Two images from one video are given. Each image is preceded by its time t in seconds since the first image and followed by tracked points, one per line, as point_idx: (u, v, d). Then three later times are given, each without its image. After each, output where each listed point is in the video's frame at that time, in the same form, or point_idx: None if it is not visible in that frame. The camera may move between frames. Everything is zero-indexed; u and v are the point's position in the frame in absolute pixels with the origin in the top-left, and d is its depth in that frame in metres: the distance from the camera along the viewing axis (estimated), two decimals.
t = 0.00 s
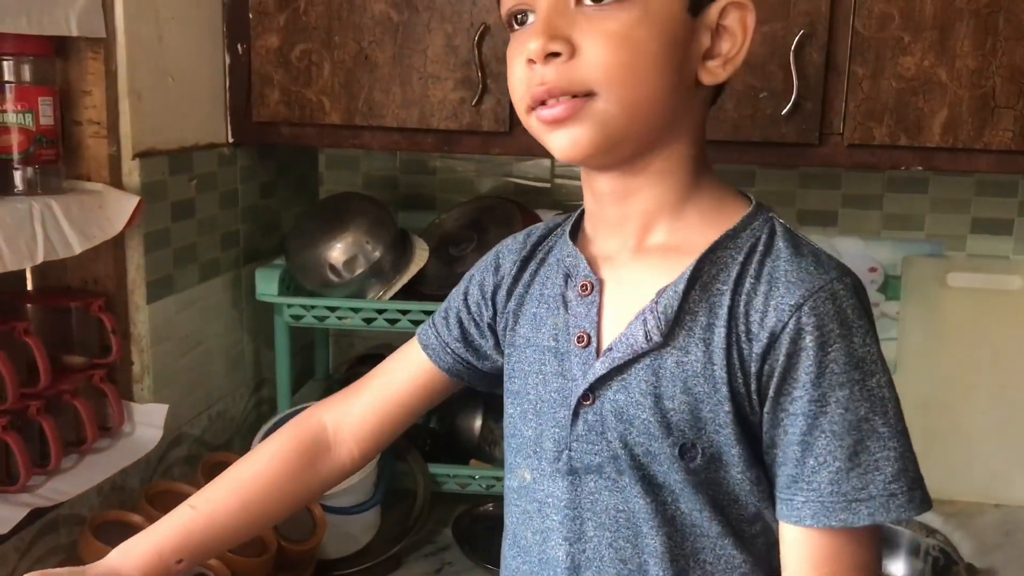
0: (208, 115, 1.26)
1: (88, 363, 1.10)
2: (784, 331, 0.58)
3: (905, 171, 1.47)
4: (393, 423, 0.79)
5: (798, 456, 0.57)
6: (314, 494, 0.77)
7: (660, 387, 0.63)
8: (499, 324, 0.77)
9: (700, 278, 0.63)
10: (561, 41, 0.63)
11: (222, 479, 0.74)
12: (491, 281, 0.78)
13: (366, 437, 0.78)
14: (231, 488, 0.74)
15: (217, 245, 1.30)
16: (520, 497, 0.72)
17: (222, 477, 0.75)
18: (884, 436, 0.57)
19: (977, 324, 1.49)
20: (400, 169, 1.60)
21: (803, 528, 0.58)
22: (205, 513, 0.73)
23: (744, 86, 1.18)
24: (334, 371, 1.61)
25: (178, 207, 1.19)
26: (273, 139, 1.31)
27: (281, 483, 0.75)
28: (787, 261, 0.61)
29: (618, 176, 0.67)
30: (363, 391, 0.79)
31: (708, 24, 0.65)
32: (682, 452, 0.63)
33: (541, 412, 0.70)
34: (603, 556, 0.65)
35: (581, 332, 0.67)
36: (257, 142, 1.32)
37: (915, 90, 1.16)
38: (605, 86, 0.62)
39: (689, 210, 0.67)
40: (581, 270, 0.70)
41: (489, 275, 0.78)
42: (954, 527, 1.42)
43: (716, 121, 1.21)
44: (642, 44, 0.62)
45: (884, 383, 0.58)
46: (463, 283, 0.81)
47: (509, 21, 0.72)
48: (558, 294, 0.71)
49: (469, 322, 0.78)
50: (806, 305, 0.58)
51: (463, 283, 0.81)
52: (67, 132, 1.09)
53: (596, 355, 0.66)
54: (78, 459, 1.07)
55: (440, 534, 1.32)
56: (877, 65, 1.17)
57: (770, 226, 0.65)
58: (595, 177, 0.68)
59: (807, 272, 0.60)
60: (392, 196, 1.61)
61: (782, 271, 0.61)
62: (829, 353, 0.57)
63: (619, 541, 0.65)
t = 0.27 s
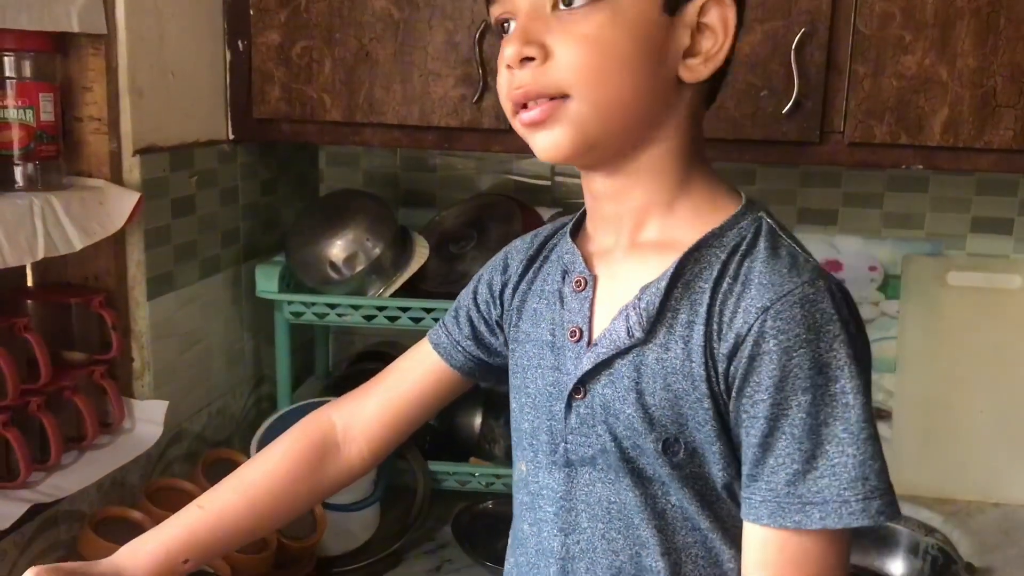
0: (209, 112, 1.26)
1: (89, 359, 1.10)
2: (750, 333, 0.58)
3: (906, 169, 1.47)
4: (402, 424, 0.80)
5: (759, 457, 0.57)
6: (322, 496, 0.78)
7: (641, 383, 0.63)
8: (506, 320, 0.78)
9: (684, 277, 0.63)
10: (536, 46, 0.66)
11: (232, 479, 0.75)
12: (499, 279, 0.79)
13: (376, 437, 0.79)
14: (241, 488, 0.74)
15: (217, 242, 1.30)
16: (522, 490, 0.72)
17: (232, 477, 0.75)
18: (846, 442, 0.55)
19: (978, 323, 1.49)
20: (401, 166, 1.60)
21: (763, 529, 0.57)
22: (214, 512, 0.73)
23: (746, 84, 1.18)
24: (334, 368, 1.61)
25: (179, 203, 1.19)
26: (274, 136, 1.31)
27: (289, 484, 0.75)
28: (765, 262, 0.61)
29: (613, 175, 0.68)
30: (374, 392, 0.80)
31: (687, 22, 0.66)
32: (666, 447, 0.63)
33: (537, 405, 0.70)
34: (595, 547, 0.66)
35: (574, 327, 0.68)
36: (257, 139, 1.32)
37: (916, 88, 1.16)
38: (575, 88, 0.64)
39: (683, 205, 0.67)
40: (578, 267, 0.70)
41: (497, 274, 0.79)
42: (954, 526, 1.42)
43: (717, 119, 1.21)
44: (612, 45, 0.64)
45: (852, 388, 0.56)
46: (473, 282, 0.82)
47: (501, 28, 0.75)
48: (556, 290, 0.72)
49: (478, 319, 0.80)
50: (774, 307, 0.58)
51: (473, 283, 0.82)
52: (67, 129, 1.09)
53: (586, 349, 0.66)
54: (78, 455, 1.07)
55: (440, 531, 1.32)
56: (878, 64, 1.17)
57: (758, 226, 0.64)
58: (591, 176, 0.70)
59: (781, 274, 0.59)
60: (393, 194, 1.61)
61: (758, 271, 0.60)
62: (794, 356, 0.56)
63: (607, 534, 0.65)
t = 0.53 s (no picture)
0: (210, 105, 1.26)
1: (89, 352, 1.10)
2: (740, 326, 0.58)
3: (908, 166, 1.47)
4: (406, 418, 0.79)
5: (756, 451, 0.56)
6: (325, 491, 0.78)
7: (635, 377, 0.63)
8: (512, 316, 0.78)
9: (677, 270, 0.63)
10: (507, 43, 0.68)
11: (234, 473, 0.75)
12: (505, 274, 0.79)
13: (380, 431, 0.79)
14: (243, 482, 0.74)
15: (218, 235, 1.30)
16: (527, 484, 0.72)
17: (235, 471, 0.75)
18: (839, 435, 0.54)
19: (980, 320, 1.49)
20: (402, 160, 1.59)
21: (762, 524, 0.56)
22: (217, 506, 0.73)
23: (749, 79, 1.18)
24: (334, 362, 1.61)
25: (180, 196, 1.19)
26: (275, 129, 1.30)
27: (291, 478, 0.75)
28: (756, 255, 0.60)
29: (604, 166, 0.69)
30: (378, 387, 0.80)
31: (659, 10, 0.66)
32: (662, 441, 0.62)
33: (538, 399, 0.70)
34: (597, 540, 0.66)
35: (572, 321, 0.68)
36: (258, 132, 1.32)
37: (919, 84, 1.16)
38: (539, 82, 0.66)
39: (676, 197, 0.67)
40: (577, 262, 0.71)
41: (503, 269, 0.79)
42: (954, 523, 1.42)
43: (720, 114, 1.21)
44: (571, 37, 0.65)
45: (844, 379, 0.55)
46: (479, 278, 0.82)
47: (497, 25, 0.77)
48: (556, 285, 0.72)
49: (485, 314, 0.80)
50: (762, 300, 0.57)
51: (479, 278, 0.82)
52: (69, 120, 1.09)
53: (583, 342, 0.66)
54: (78, 447, 1.07)
55: (440, 526, 1.32)
56: (881, 60, 1.16)
57: (753, 220, 0.64)
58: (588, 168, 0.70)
59: (771, 267, 0.59)
60: (394, 188, 1.60)
61: (748, 264, 0.60)
62: (782, 349, 0.56)
63: (607, 527, 0.65)
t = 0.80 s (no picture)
0: (214, 100, 1.26)
1: (92, 346, 1.10)
2: (739, 323, 0.58)
3: (911, 164, 1.47)
4: (412, 416, 0.79)
5: (740, 447, 0.57)
6: (329, 488, 0.77)
7: (640, 373, 0.63)
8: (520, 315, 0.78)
9: (681, 267, 0.63)
10: (509, 48, 0.70)
11: (239, 469, 0.75)
12: (513, 274, 0.79)
13: (384, 429, 0.79)
14: (248, 479, 0.74)
15: (221, 230, 1.30)
16: (536, 481, 0.72)
17: (239, 467, 0.75)
18: (824, 435, 0.54)
19: (983, 319, 1.49)
20: (405, 156, 1.59)
21: (740, 519, 0.57)
22: (221, 502, 0.73)
23: (753, 76, 1.18)
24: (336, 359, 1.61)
25: (183, 191, 1.19)
26: (278, 124, 1.30)
27: (295, 475, 0.75)
28: (759, 252, 0.60)
29: (609, 163, 0.69)
30: (384, 384, 0.79)
31: (654, 8, 0.66)
32: (667, 437, 0.62)
33: (547, 396, 0.70)
34: (605, 537, 0.66)
35: (579, 318, 0.68)
36: (262, 127, 1.32)
37: (924, 83, 1.16)
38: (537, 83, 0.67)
39: (681, 194, 0.67)
40: (583, 260, 0.71)
41: (511, 268, 0.79)
42: (956, 522, 1.42)
43: (724, 111, 1.21)
44: (567, 39, 0.66)
45: (840, 378, 0.55)
46: (487, 277, 0.82)
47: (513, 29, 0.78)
48: (564, 283, 0.72)
49: (494, 313, 0.79)
50: (761, 297, 0.57)
51: (486, 278, 0.82)
52: (72, 115, 1.09)
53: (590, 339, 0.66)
54: (81, 442, 1.07)
55: (442, 522, 1.32)
56: (886, 58, 1.16)
57: (758, 217, 0.64)
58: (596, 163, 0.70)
59: (772, 264, 0.59)
60: (397, 184, 1.60)
61: (751, 262, 0.60)
62: (780, 347, 0.56)
63: (615, 524, 0.65)
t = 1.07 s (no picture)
0: (213, 95, 1.26)
1: (91, 341, 1.10)
2: (736, 315, 0.58)
3: (911, 161, 1.47)
4: (411, 413, 0.79)
5: (736, 438, 0.57)
6: (327, 486, 0.77)
7: (638, 365, 0.63)
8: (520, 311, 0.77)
9: (680, 260, 0.63)
10: (509, 42, 0.70)
11: (237, 466, 0.75)
12: (513, 270, 0.79)
13: (384, 425, 0.79)
14: (246, 475, 0.74)
15: (220, 225, 1.30)
16: (533, 474, 0.72)
17: (237, 463, 0.75)
18: (822, 427, 0.54)
19: (982, 316, 1.48)
20: (404, 151, 1.59)
21: (737, 511, 0.57)
22: (219, 498, 0.73)
23: (753, 72, 1.18)
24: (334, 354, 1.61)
25: (182, 186, 1.19)
26: (277, 119, 1.30)
27: (294, 472, 0.75)
28: (757, 245, 0.60)
29: (608, 157, 0.69)
30: (384, 380, 0.79)
31: (652, 5, 0.66)
32: (665, 430, 0.62)
33: (545, 389, 0.70)
34: (602, 531, 0.66)
35: (577, 312, 0.68)
36: (260, 122, 1.32)
37: (924, 79, 1.16)
38: (535, 79, 0.67)
39: (681, 189, 0.67)
40: (582, 254, 0.71)
41: (511, 264, 0.79)
42: (953, 519, 1.42)
43: (723, 107, 1.21)
44: (566, 35, 0.66)
45: (837, 370, 0.55)
46: (487, 274, 0.82)
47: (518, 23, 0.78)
48: (564, 277, 0.72)
49: (493, 309, 0.79)
50: (759, 289, 0.57)
51: (486, 274, 0.82)
52: (71, 109, 1.08)
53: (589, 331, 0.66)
54: (79, 437, 1.07)
55: (440, 518, 1.32)
56: (886, 54, 1.16)
57: (757, 210, 0.64)
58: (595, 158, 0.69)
59: (770, 257, 0.59)
60: (396, 179, 1.60)
61: (749, 254, 0.60)
62: (777, 338, 0.56)
63: (612, 517, 0.65)
